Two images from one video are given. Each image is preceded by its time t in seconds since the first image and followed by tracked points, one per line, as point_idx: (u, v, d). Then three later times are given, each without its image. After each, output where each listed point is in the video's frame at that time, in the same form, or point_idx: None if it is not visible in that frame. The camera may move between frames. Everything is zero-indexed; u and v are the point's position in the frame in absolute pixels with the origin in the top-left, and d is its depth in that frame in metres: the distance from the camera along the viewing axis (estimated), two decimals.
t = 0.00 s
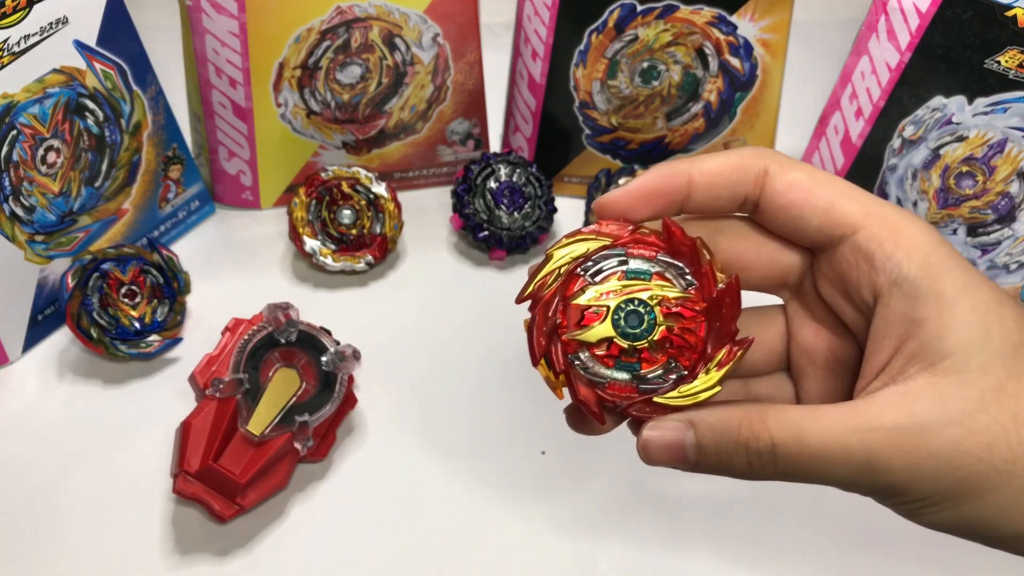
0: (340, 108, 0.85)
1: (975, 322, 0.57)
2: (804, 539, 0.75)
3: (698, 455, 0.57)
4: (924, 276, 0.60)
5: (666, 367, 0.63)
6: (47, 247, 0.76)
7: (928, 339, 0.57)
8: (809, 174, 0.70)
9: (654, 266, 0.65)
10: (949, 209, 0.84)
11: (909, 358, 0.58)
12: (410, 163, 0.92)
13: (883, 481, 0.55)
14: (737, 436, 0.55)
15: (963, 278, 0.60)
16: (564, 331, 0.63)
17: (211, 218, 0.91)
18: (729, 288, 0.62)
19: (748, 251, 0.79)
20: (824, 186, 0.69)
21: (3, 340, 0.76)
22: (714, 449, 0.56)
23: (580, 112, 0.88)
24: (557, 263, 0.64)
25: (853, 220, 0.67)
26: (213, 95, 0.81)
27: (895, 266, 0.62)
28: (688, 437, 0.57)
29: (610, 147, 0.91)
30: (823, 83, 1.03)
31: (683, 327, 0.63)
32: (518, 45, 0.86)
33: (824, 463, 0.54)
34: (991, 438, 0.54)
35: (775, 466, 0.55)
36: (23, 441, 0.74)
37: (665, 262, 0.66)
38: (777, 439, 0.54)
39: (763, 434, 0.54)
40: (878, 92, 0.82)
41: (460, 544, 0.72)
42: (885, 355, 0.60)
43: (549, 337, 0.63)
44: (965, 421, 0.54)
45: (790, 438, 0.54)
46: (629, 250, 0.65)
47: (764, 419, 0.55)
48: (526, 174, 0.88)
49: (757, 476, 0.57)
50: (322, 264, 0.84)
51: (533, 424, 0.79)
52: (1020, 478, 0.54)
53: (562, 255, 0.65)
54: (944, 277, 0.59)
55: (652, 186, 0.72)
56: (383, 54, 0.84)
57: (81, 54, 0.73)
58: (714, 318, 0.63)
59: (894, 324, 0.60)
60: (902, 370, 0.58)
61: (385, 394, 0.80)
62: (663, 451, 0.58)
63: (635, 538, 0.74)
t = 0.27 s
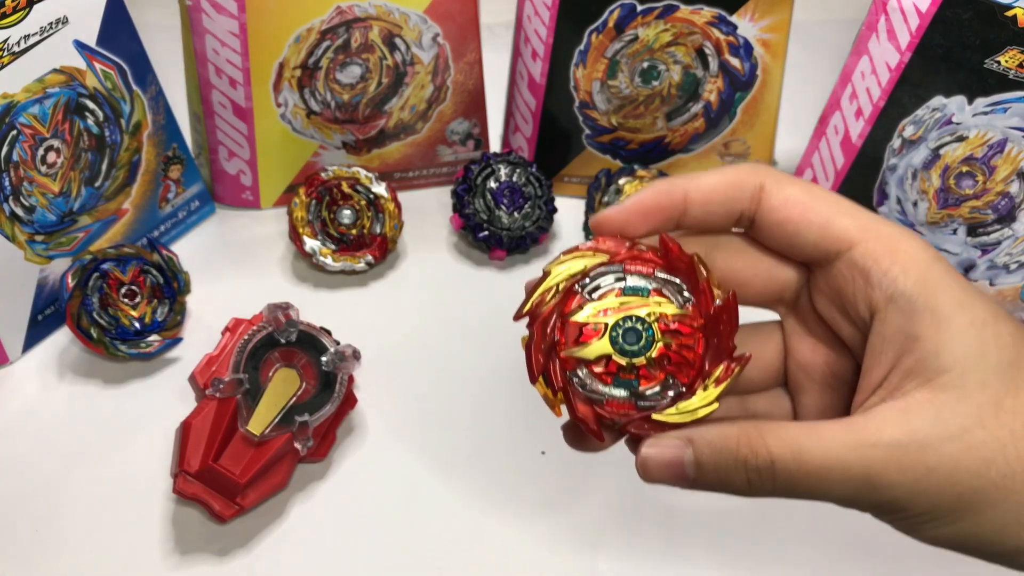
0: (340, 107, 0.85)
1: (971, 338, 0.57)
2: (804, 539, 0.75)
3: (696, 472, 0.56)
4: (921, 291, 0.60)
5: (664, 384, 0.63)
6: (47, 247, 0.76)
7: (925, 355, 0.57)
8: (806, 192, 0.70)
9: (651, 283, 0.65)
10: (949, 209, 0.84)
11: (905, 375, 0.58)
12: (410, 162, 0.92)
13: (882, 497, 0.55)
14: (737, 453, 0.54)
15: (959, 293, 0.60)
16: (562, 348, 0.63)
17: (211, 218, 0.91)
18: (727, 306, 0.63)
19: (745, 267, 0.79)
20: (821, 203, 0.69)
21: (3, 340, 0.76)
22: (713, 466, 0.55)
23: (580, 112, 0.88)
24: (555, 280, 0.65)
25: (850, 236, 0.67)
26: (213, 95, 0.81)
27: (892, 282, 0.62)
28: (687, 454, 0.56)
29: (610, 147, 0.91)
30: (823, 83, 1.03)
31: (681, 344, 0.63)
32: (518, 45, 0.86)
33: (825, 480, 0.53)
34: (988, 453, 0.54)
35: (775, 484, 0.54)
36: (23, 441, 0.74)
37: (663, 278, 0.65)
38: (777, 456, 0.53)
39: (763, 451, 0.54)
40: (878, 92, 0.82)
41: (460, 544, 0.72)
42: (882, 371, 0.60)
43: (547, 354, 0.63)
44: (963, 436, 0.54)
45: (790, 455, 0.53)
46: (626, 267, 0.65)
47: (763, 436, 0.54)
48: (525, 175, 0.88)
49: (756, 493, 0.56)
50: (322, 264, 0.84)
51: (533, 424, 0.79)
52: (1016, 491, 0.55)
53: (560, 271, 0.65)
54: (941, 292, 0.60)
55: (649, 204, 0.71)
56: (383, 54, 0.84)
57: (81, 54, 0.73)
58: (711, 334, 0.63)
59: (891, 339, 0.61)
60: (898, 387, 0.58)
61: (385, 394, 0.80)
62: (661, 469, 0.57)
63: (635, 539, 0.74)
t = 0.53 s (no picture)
0: (340, 108, 0.85)
1: (963, 350, 0.57)
2: (804, 539, 0.75)
3: (691, 483, 0.56)
4: (913, 303, 0.60)
5: (659, 397, 0.63)
6: (47, 247, 0.76)
7: (917, 367, 0.58)
8: (801, 208, 0.69)
9: (647, 296, 0.65)
10: (949, 209, 0.84)
11: (897, 388, 0.58)
12: (410, 162, 0.92)
13: (875, 507, 0.55)
14: (731, 464, 0.54)
15: (950, 306, 0.60)
16: (559, 360, 0.63)
17: (211, 218, 0.91)
18: (722, 319, 0.62)
19: (739, 281, 0.79)
20: (816, 218, 0.69)
21: (3, 340, 0.76)
22: (708, 477, 0.55)
23: (580, 112, 0.88)
24: (551, 292, 0.64)
25: (843, 251, 0.66)
26: (213, 95, 0.81)
27: (884, 296, 0.62)
28: (681, 465, 0.56)
29: (611, 147, 0.91)
30: (824, 83, 1.03)
31: (676, 357, 0.63)
32: (518, 44, 0.86)
33: (819, 491, 0.54)
34: (979, 463, 0.55)
35: (770, 494, 0.54)
36: (23, 441, 0.74)
37: (659, 291, 0.65)
38: (771, 467, 0.54)
39: (757, 462, 0.54)
40: (878, 92, 0.82)
41: (459, 544, 0.72)
42: (874, 383, 0.60)
43: (544, 366, 0.62)
44: (955, 448, 0.55)
45: (784, 467, 0.53)
46: (622, 280, 0.65)
47: (757, 447, 0.54)
48: (525, 175, 0.88)
49: (750, 504, 0.56)
50: (322, 264, 0.84)
51: (533, 424, 0.79)
52: (1007, 502, 0.55)
53: (557, 284, 0.65)
54: (934, 305, 0.60)
55: (644, 220, 0.71)
56: (383, 54, 0.84)
57: (81, 54, 0.73)
58: (707, 348, 0.63)
59: (884, 351, 0.61)
60: (890, 400, 0.58)
61: (385, 394, 0.80)
62: (656, 481, 0.56)
63: (635, 539, 0.74)
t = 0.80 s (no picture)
0: (340, 108, 0.85)
1: (951, 329, 0.57)
2: (804, 539, 0.75)
3: (678, 467, 0.56)
4: (900, 283, 0.60)
5: (643, 381, 0.63)
6: (47, 247, 0.76)
7: (904, 347, 0.57)
8: (784, 185, 0.69)
9: (630, 279, 0.66)
10: (949, 209, 0.84)
11: (884, 368, 0.58)
12: (410, 163, 0.92)
13: (863, 489, 0.54)
14: (717, 447, 0.54)
15: (938, 285, 0.60)
16: (541, 345, 0.63)
17: (211, 218, 0.91)
18: (705, 301, 0.62)
19: (724, 261, 0.78)
20: (799, 196, 0.68)
21: (3, 340, 0.76)
22: (694, 461, 0.55)
23: (580, 112, 0.88)
24: (534, 276, 0.64)
25: (829, 230, 0.66)
26: (213, 95, 0.81)
27: (871, 276, 0.62)
28: (667, 450, 0.56)
29: (610, 147, 0.91)
30: (823, 83, 1.03)
31: (660, 340, 0.63)
32: (518, 45, 0.86)
33: (805, 472, 0.53)
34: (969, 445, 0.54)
35: (756, 478, 0.54)
36: (23, 441, 0.74)
37: (642, 274, 0.66)
38: (757, 450, 0.53)
39: (743, 445, 0.54)
40: (878, 92, 0.82)
41: (460, 543, 0.72)
42: (861, 363, 0.60)
43: (526, 351, 0.62)
44: (942, 428, 0.54)
45: (770, 448, 0.53)
46: (605, 263, 0.66)
47: (743, 430, 0.54)
48: (525, 175, 0.88)
49: (737, 488, 0.56)
50: (322, 264, 0.84)
51: (533, 424, 0.79)
52: (997, 479, 0.55)
53: (540, 267, 0.65)
54: (921, 285, 0.59)
55: (629, 201, 0.71)
56: (383, 54, 0.84)
57: (81, 54, 0.73)
58: (691, 330, 0.63)
59: (871, 332, 0.60)
60: (877, 380, 0.58)
61: (385, 394, 0.80)
62: (642, 466, 0.57)
63: (635, 539, 0.74)
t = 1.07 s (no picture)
0: (340, 108, 0.85)
1: (961, 320, 0.57)
2: (804, 539, 0.75)
3: (686, 456, 0.56)
4: (911, 274, 0.60)
5: (654, 369, 0.63)
6: (47, 247, 0.76)
7: (914, 336, 0.57)
8: (795, 174, 0.70)
9: (642, 269, 0.65)
10: (949, 209, 0.84)
11: (894, 358, 0.58)
12: (410, 163, 0.92)
13: (870, 479, 0.54)
14: (726, 437, 0.55)
15: (949, 276, 0.59)
16: (553, 333, 0.63)
17: (211, 218, 0.91)
18: (717, 291, 0.62)
19: (736, 251, 0.78)
20: (811, 186, 0.69)
21: (3, 340, 0.76)
22: (703, 450, 0.56)
23: (580, 112, 0.88)
24: (546, 265, 0.64)
25: (840, 220, 0.66)
26: (213, 95, 0.81)
27: (882, 267, 0.62)
28: (677, 439, 0.56)
29: (610, 147, 0.91)
30: (823, 82, 1.03)
31: (671, 329, 0.63)
32: (518, 45, 0.86)
33: (813, 462, 0.53)
34: (971, 444, 0.54)
35: (765, 467, 0.54)
36: (23, 441, 0.74)
37: (654, 264, 0.65)
38: (766, 439, 0.53)
39: (752, 435, 0.54)
40: (878, 92, 0.82)
41: (460, 543, 0.72)
42: (871, 354, 0.60)
43: (538, 339, 0.63)
44: (951, 419, 0.54)
45: (779, 439, 0.53)
46: (618, 253, 0.65)
47: (753, 420, 0.54)
48: (526, 174, 0.88)
49: (746, 477, 0.56)
50: (322, 264, 0.84)
51: (533, 424, 0.79)
52: (1005, 472, 0.54)
53: (552, 256, 0.65)
54: (931, 275, 0.59)
55: (641, 191, 0.71)
56: (383, 54, 0.84)
57: (81, 54, 0.73)
58: (703, 320, 0.63)
59: (881, 322, 0.60)
60: (887, 370, 0.57)
61: (385, 394, 0.80)
62: (651, 454, 0.57)
63: (635, 539, 0.74)
